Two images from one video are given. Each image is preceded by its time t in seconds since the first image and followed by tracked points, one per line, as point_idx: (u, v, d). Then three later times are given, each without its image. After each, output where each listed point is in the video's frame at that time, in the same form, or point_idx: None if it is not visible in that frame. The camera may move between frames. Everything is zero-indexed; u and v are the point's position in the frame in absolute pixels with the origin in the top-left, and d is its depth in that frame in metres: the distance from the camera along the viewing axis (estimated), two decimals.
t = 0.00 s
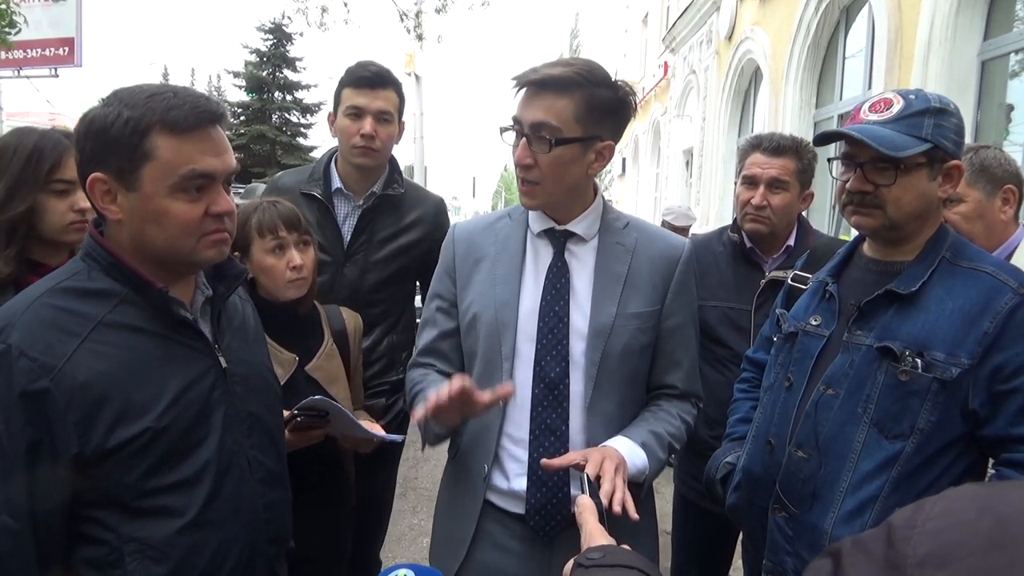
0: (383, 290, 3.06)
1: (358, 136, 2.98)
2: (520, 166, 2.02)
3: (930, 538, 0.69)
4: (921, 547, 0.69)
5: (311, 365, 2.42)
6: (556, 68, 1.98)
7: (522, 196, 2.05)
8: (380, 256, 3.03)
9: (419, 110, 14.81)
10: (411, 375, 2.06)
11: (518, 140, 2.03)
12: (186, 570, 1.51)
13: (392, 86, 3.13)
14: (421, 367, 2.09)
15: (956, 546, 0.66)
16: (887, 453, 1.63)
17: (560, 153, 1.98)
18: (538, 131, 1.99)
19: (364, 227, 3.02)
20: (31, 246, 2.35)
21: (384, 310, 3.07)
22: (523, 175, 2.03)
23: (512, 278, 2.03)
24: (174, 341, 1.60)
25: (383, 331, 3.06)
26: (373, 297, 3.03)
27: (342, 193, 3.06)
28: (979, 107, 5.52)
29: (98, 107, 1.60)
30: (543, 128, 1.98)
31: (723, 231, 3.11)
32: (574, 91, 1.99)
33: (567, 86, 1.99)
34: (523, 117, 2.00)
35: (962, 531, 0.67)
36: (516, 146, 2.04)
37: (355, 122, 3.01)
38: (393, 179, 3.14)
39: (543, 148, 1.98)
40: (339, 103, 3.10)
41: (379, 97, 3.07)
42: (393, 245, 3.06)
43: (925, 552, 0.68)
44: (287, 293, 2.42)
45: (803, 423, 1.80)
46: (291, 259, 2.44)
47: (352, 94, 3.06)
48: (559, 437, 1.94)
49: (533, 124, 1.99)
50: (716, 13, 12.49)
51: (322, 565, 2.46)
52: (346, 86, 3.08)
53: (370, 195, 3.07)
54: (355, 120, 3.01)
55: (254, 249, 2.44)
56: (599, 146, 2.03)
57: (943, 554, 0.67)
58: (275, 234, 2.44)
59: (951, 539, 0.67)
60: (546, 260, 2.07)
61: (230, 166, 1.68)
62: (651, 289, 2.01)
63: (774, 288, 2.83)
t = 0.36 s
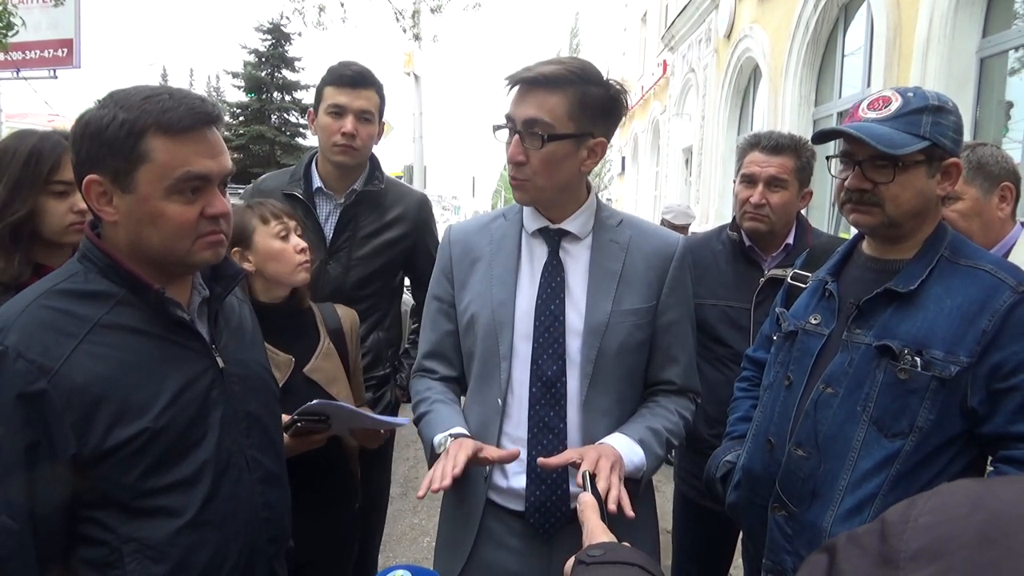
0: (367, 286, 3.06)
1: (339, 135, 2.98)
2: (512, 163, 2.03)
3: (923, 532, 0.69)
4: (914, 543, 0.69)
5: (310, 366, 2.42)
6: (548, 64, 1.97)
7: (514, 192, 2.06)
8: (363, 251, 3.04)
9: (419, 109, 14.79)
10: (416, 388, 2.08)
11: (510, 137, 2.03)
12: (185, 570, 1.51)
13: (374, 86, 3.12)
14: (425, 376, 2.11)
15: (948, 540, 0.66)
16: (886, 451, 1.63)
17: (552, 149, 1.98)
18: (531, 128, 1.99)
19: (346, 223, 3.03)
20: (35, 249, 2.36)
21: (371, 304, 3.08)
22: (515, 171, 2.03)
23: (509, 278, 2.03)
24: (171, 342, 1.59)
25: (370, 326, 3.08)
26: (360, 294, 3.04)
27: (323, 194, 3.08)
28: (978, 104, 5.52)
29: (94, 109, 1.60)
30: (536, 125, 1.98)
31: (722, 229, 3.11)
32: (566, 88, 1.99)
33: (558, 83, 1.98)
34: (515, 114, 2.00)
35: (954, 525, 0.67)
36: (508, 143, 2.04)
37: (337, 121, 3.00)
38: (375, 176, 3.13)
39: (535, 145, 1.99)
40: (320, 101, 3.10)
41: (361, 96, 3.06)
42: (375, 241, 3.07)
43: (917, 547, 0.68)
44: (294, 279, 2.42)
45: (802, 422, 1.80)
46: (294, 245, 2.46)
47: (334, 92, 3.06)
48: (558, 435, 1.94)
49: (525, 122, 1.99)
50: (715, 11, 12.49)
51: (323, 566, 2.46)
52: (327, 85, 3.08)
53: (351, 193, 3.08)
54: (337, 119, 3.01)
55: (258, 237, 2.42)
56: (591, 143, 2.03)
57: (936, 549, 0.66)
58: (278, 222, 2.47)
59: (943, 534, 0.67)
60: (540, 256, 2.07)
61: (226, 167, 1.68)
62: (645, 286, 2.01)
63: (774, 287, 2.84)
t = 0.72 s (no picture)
0: (363, 285, 3.05)
1: (337, 136, 2.98)
2: (511, 162, 2.02)
3: (923, 534, 0.68)
4: (915, 544, 0.68)
5: (302, 370, 2.41)
6: (545, 63, 1.97)
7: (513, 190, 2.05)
8: (359, 250, 3.04)
9: (417, 109, 14.77)
10: (412, 380, 2.07)
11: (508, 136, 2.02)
12: (184, 570, 1.51)
13: (375, 89, 3.13)
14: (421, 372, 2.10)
15: (950, 543, 0.66)
16: (887, 450, 1.63)
17: (552, 147, 1.98)
18: (529, 127, 1.98)
19: (342, 224, 3.04)
20: (36, 249, 2.36)
21: (365, 304, 3.08)
22: (514, 171, 2.02)
23: (505, 278, 2.02)
24: (168, 341, 1.59)
25: (365, 327, 3.07)
26: (355, 294, 3.03)
27: (319, 193, 3.07)
28: (977, 104, 5.52)
29: (88, 109, 1.59)
30: (535, 124, 1.97)
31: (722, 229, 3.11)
32: (564, 87, 1.99)
33: (556, 82, 1.98)
34: (512, 113, 1.99)
35: (955, 526, 0.67)
36: (506, 142, 2.03)
37: (336, 122, 3.01)
38: (369, 177, 3.12)
39: (534, 143, 1.98)
40: (320, 102, 3.10)
41: (362, 98, 3.07)
42: (371, 240, 3.06)
43: (919, 548, 0.68)
44: (282, 281, 2.40)
45: (803, 422, 1.79)
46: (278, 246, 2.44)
47: (334, 93, 3.06)
48: (557, 434, 1.94)
49: (524, 120, 1.98)
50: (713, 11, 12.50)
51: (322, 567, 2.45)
52: (327, 86, 3.08)
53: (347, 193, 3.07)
54: (336, 119, 3.01)
55: (241, 242, 2.41)
56: (589, 141, 2.03)
57: (937, 551, 0.66)
58: (259, 226, 2.45)
59: (945, 535, 0.66)
60: (536, 254, 2.07)
61: (221, 165, 1.67)
62: (641, 284, 2.01)
63: (774, 284, 2.83)
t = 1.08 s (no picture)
0: (364, 284, 3.05)
1: (338, 136, 2.98)
2: (551, 167, 1.93)
3: (930, 533, 0.68)
4: (921, 544, 0.68)
5: (297, 367, 2.40)
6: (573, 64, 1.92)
7: (547, 195, 1.98)
8: (362, 250, 3.03)
9: (417, 108, 14.74)
10: (410, 390, 2.06)
11: (551, 143, 1.93)
12: (184, 568, 1.51)
13: (376, 88, 3.11)
14: (418, 379, 2.08)
15: (957, 543, 0.65)
16: (888, 450, 1.63)
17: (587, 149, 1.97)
18: (573, 131, 1.94)
19: (343, 224, 3.03)
20: (31, 246, 2.36)
21: (367, 305, 3.07)
22: (557, 178, 1.95)
23: (503, 278, 2.00)
24: (169, 340, 1.59)
25: (366, 327, 3.07)
26: (358, 293, 3.03)
27: (320, 194, 3.07)
28: (976, 104, 5.52)
29: (89, 107, 1.59)
30: (577, 128, 1.93)
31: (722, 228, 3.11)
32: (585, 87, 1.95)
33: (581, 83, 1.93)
34: (555, 118, 1.91)
35: (962, 526, 0.66)
36: (541, 145, 1.94)
37: (336, 121, 3.00)
38: (369, 175, 3.11)
39: (578, 146, 1.95)
40: (320, 101, 3.08)
41: (363, 97, 3.05)
42: (373, 239, 3.06)
43: (925, 548, 0.68)
44: (273, 284, 2.39)
45: (804, 421, 1.79)
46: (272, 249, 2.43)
47: (334, 91, 3.04)
48: (562, 434, 1.94)
49: (567, 125, 1.93)
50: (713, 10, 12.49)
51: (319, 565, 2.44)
52: (328, 85, 3.05)
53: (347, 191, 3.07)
54: (336, 119, 3.00)
55: (235, 243, 2.40)
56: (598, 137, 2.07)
57: (945, 551, 0.66)
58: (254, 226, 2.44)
59: (952, 535, 0.66)
60: (535, 255, 2.05)
61: (222, 165, 1.67)
62: (638, 281, 2.01)
63: (774, 284, 2.84)
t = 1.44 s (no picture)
0: (367, 284, 3.04)
1: (354, 137, 3.01)
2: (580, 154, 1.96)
3: (939, 530, 0.69)
4: (931, 541, 0.69)
5: (296, 366, 2.40)
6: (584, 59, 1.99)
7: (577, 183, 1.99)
8: (365, 250, 3.03)
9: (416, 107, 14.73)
10: (401, 403, 1.94)
11: (578, 129, 1.97)
12: (185, 568, 1.51)
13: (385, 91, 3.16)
14: (409, 391, 1.97)
15: (964, 539, 0.66)
16: (888, 448, 1.63)
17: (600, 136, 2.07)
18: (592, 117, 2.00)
19: (347, 224, 3.03)
20: (27, 244, 2.35)
21: (369, 304, 3.06)
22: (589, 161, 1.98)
23: (499, 279, 1.95)
24: (171, 340, 1.59)
25: (369, 327, 3.06)
26: (361, 293, 3.02)
27: (323, 194, 3.08)
28: (976, 103, 5.52)
29: (93, 105, 1.59)
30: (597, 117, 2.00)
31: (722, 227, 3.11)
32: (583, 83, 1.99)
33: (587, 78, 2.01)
34: (583, 105, 1.96)
35: (968, 524, 0.67)
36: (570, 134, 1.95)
37: (350, 122, 3.02)
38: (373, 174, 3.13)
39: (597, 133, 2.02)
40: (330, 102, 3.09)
41: (374, 100, 3.11)
42: (377, 239, 3.06)
43: (933, 545, 0.68)
44: (269, 287, 2.39)
45: (804, 419, 1.79)
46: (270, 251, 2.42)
47: (347, 91, 3.07)
48: (576, 429, 1.95)
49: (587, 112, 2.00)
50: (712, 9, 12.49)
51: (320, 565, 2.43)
52: (340, 86, 3.08)
53: (350, 192, 3.04)
54: (350, 120, 3.02)
55: (234, 245, 2.42)
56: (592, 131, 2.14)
57: (951, 550, 0.66)
58: (255, 228, 2.45)
59: (960, 532, 0.66)
60: (530, 252, 2.04)
61: (226, 164, 1.66)
62: (628, 271, 2.07)
63: (774, 281, 2.82)
